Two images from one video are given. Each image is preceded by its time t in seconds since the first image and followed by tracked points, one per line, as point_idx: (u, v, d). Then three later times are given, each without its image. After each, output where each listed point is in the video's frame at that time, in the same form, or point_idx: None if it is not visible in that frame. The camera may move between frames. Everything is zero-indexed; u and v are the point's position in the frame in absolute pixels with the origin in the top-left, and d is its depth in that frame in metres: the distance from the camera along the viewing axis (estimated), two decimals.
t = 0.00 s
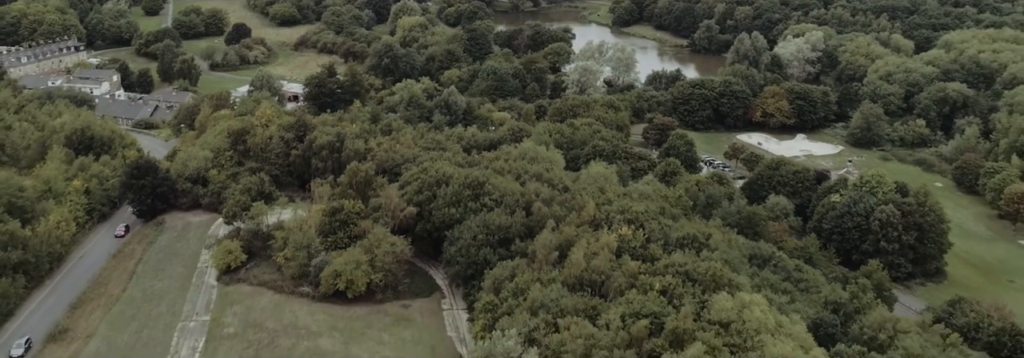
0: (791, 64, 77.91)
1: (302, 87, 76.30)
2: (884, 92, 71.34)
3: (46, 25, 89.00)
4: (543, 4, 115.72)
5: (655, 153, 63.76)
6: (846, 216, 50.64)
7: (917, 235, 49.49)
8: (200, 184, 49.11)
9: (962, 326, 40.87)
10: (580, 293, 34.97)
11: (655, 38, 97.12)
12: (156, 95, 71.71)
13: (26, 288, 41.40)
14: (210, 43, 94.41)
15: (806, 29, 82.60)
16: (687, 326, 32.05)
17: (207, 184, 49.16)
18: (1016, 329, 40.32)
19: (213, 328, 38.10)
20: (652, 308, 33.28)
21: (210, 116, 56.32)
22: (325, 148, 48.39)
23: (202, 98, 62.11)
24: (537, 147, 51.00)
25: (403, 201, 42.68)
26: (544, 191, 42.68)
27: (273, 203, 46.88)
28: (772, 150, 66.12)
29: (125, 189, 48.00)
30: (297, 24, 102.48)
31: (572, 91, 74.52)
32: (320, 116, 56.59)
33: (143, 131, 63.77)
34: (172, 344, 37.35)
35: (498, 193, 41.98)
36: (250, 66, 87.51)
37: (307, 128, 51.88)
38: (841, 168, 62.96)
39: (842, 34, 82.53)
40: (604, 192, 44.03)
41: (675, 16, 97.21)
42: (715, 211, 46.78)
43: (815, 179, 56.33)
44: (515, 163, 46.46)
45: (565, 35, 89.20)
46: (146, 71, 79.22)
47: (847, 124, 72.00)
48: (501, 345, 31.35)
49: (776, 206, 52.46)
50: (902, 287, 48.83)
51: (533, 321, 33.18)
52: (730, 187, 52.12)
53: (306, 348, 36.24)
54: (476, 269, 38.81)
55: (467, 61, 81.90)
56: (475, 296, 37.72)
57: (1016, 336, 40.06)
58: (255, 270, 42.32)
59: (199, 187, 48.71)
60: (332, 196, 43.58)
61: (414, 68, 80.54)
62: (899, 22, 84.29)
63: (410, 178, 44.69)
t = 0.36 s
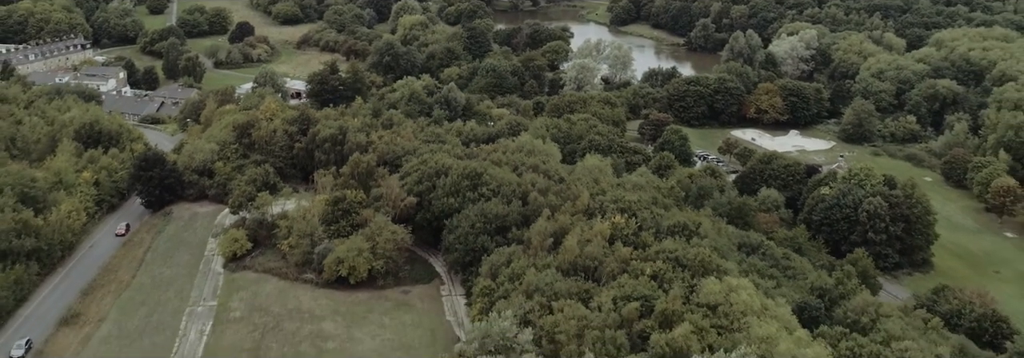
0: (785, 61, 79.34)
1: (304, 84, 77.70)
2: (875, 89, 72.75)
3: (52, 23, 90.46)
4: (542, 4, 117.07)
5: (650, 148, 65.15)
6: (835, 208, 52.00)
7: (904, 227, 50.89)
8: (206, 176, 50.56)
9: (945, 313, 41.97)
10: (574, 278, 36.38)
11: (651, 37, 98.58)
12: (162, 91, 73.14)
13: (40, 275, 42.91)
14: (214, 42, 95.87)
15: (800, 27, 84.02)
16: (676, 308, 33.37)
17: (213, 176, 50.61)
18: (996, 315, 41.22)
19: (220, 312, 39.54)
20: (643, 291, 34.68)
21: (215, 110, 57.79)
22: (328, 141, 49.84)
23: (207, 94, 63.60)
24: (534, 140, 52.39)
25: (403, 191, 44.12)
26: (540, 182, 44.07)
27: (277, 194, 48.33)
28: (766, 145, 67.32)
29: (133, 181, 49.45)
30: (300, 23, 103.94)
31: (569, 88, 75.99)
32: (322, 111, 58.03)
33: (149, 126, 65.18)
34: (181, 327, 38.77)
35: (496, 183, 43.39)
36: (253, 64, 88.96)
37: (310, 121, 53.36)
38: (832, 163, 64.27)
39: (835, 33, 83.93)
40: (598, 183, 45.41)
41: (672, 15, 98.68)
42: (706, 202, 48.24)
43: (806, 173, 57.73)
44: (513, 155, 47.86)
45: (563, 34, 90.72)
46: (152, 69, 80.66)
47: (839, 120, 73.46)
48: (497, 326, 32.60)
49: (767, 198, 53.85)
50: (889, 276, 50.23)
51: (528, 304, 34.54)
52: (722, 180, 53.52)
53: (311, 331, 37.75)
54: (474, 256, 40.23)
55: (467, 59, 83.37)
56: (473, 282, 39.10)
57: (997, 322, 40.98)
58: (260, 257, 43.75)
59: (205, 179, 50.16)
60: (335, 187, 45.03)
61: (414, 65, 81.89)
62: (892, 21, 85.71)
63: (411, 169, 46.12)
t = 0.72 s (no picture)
0: (779, 59, 80.89)
1: (307, 81, 79.09)
2: (867, 86, 74.15)
3: (58, 22, 92.03)
4: (541, 3, 118.52)
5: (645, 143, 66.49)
6: (824, 200, 53.34)
7: (892, 218, 52.22)
8: (212, 168, 52.00)
9: (929, 300, 43.15)
10: (568, 263, 37.77)
11: (649, 36, 100.07)
12: (167, 89, 74.58)
13: (52, 263, 44.42)
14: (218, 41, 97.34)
15: (794, 26, 85.49)
16: (666, 292, 34.68)
17: (219, 169, 52.08)
18: (978, 302, 42.25)
19: (226, 298, 40.96)
20: (634, 276, 36.07)
21: (221, 106, 59.27)
22: (330, 135, 51.29)
23: (212, 91, 65.06)
24: (531, 134, 53.76)
25: (404, 183, 45.53)
26: (536, 173, 45.46)
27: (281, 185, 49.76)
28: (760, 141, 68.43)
29: (141, 173, 50.89)
30: (302, 22, 105.47)
31: (567, 85, 77.44)
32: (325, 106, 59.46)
33: (155, 122, 66.61)
34: (189, 312, 40.18)
35: (493, 174, 44.80)
36: (257, 62, 90.38)
37: (313, 116, 54.95)
38: (824, 158, 65.53)
39: (829, 31, 85.35)
40: (593, 174, 46.78)
41: (668, 14, 100.22)
42: (698, 194, 49.63)
43: (797, 166, 59.10)
44: (510, 148, 49.23)
45: (562, 33, 92.26)
46: (157, 67, 82.09)
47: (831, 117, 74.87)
48: (493, 308, 33.91)
49: (759, 191, 55.19)
50: (877, 267, 51.56)
51: (523, 288, 35.90)
52: (714, 173, 54.89)
53: (314, 316, 39.24)
54: (472, 244, 41.63)
55: (466, 57, 84.87)
56: (471, 268, 40.49)
57: (980, 309, 42.03)
58: (265, 246, 45.18)
59: (211, 172, 51.60)
60: (337, 178, 46.47)
61: (415, 63, 83.27)
62: (885, 20, 87.18)
63: (411, 161, 47.54)
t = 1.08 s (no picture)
0: (773, 57, 82.65)
1: (309, 78, 80.59)
2: (859, 83, 75.58)
3: (65, 20, 93.57)
4: (540, 3, 120.00)
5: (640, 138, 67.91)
6: (814, 192, 54.71)
7: (880, 210, 53.53)
8: (218, 161, 53.48)
9: (914, 288, 44.47)
10: (562, 250, 39.20)
11: (646, 34, 101.59)
12: (173, 85, 76.06)
13: (63, 251, 45.93)
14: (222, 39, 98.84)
15: (788, 25, 87.00)
16: (656, 276, 36.09)
17: (224, 161, 53.55)
18: (961, 289, 43.44)
19: (233, 284, 42.40)
20: (626, 262, 37.51)
21: (226, 101, 60.77)
22: (333, 129, 52.83)
23: (218, 87, 66.55)
24: (529, 128, 55.19)
25: (404, 174, 46.99)
26: (533, 164, 46.91)
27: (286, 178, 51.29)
28: (753, 136, 69.57)
29: (149, 166, 52.31)
30: (305, 21, 107.00)
31: (565, 83, 78.92)
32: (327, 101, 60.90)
33: (162, 117, 68.09)
34: (197, 297, 41.62)
35: (491, 166, 46.25)
36: (260, 60, 91.81)
37: (315, 110, 56.18)
38: (817, 152, 66.80)
39: (823, 30, 86.85)
40: (588, 166, 48.22)
41: (665, 13, 101.83)
42: (690, 187, 51.13)
43: (788, 160, 60.49)
44: (508, 142, 50.68)
45: (560, 31, 93.82)
46: (162, 64, 83.55)
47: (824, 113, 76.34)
48: (490, 291, 35.31)
49: (751, 184, 56.57)
50: (866, 258, 52.89)
51: (519, 273, 37.33)
52: (707, 167, 56.31)
53: (318, 301, 40.76)
54: (470, 233, 43.09)
55: (466, 55, 86.39)
56: (469, 255, 41.95)
57: (962, 296, 43.21)
58: (270, 235, 46.66)
59: (217, 164, 53.08)
60: (340, 170, 47.95)
61: (415, 61, 84.71)
62: (878, 18, 88.65)
63: (412, 153, 49.03)
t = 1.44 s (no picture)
0: (768, 55, 84.24)
1: (312, 76, 82.07)
2: (851, 80, 77.04)
3: (71, 20, 95.17)
4: (539, 2, 121.52)
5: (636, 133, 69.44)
6: (804, 185, 56.11)
7: (869, 203, 54.83)
8: (224, 155, 54.98)
9: (899, 277, 45.99)
10: (558, 237, 40.68)
11: (643, 33, 103.12)
12: (178, 83, 77.57)
13: (75, 240, 47.51)
14: (225, 38, 100.37)
15: (782, 23, 88.52)
16: (647, 261, 37.55)
17: (230, 155, 55.05)
18: (944, 277, 44.38)
19: (239, 271, 43.81)
20: (618, 248, 38.95)
21: (231, 97, 62.30)
22: (336, 123, 54.38)
23: (223, 83, 68.07)
24: (526, 122, 56.68)
25: (405, 166, 48.47)
26: (529, 156, 48.40)
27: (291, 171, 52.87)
28: (747, 133, 70.96)
29: (157, 159, 53.78)
30: (307, 20, 108.53)
31: (563, 80, 80.40)
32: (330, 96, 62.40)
33: (168, 113, 69.57)
34: (204, 284, 42.99)
35: (489, 158, 47.78)
36: (263, 58, 93.30)
37: (319, 105, 58.69)
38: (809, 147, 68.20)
39: (816, 29, 88.40)
40: (584, 158, 49.74)
41: (662, 12, 103.41)
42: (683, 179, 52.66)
43: (781, 154, 61.89)
44: (506, 135, 52.17)
45: (557, 30, 95.38)
46: (167, 62, 85.03)
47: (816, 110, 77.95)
48: (487, 276, 36.75)
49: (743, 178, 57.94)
50: (854, 249, 54.21)
51: (515, 259, 38.77)
52: (700, 160, 57.79)
53: (321, 287, 42.20)
54: (469, 222, 44.55)
55: (466, 54, 87.92)
56: (468, 243, 43.41)
57: (945, 284, 44.08)
58: (275, 225, 48.13)
59: (223, 158, 54.56)
60: (343, 162, 49.47)
61: (416, 59, 86.17)
62: (871, 17, 90.14)
63: (412, 146, 50.55)
